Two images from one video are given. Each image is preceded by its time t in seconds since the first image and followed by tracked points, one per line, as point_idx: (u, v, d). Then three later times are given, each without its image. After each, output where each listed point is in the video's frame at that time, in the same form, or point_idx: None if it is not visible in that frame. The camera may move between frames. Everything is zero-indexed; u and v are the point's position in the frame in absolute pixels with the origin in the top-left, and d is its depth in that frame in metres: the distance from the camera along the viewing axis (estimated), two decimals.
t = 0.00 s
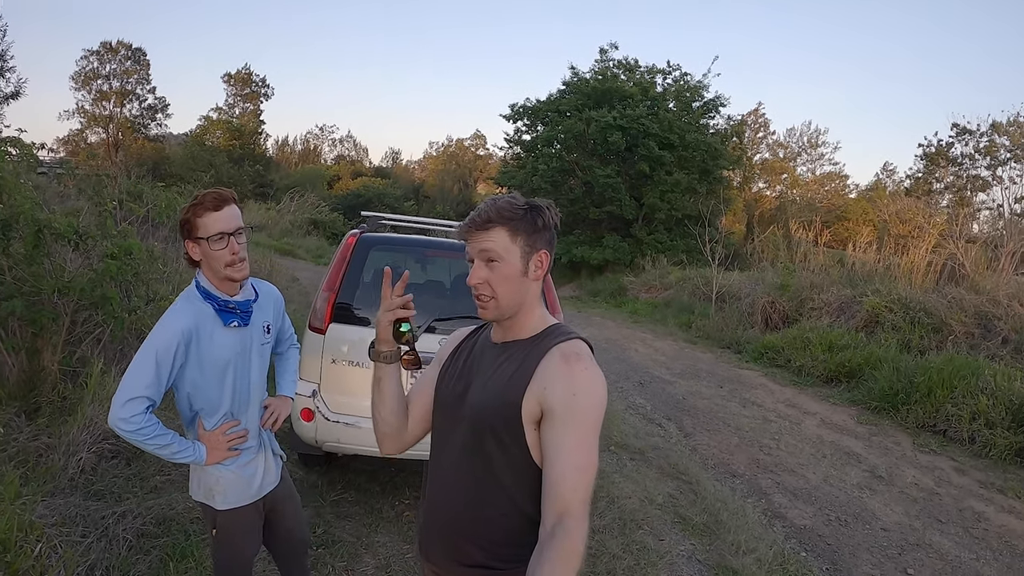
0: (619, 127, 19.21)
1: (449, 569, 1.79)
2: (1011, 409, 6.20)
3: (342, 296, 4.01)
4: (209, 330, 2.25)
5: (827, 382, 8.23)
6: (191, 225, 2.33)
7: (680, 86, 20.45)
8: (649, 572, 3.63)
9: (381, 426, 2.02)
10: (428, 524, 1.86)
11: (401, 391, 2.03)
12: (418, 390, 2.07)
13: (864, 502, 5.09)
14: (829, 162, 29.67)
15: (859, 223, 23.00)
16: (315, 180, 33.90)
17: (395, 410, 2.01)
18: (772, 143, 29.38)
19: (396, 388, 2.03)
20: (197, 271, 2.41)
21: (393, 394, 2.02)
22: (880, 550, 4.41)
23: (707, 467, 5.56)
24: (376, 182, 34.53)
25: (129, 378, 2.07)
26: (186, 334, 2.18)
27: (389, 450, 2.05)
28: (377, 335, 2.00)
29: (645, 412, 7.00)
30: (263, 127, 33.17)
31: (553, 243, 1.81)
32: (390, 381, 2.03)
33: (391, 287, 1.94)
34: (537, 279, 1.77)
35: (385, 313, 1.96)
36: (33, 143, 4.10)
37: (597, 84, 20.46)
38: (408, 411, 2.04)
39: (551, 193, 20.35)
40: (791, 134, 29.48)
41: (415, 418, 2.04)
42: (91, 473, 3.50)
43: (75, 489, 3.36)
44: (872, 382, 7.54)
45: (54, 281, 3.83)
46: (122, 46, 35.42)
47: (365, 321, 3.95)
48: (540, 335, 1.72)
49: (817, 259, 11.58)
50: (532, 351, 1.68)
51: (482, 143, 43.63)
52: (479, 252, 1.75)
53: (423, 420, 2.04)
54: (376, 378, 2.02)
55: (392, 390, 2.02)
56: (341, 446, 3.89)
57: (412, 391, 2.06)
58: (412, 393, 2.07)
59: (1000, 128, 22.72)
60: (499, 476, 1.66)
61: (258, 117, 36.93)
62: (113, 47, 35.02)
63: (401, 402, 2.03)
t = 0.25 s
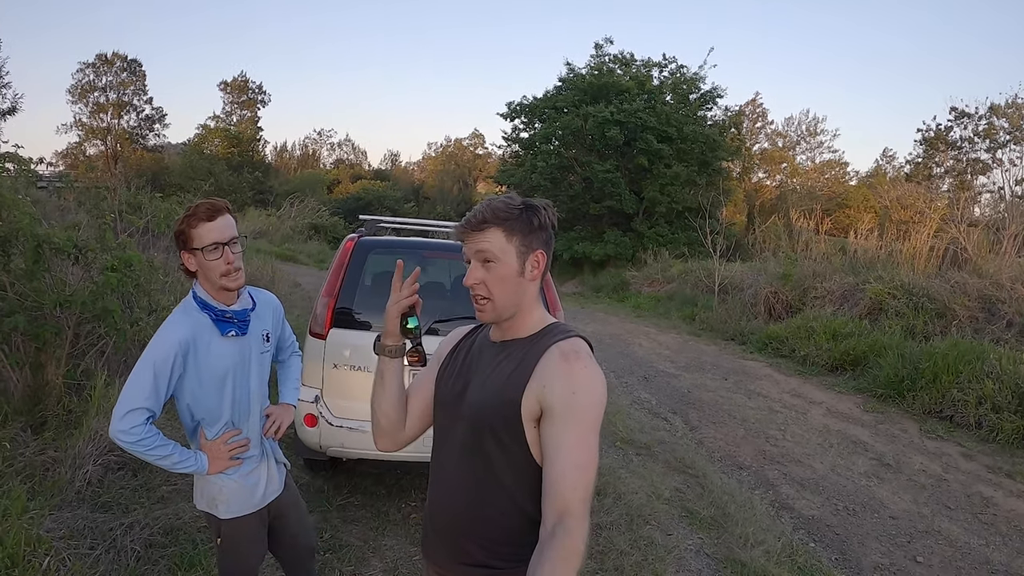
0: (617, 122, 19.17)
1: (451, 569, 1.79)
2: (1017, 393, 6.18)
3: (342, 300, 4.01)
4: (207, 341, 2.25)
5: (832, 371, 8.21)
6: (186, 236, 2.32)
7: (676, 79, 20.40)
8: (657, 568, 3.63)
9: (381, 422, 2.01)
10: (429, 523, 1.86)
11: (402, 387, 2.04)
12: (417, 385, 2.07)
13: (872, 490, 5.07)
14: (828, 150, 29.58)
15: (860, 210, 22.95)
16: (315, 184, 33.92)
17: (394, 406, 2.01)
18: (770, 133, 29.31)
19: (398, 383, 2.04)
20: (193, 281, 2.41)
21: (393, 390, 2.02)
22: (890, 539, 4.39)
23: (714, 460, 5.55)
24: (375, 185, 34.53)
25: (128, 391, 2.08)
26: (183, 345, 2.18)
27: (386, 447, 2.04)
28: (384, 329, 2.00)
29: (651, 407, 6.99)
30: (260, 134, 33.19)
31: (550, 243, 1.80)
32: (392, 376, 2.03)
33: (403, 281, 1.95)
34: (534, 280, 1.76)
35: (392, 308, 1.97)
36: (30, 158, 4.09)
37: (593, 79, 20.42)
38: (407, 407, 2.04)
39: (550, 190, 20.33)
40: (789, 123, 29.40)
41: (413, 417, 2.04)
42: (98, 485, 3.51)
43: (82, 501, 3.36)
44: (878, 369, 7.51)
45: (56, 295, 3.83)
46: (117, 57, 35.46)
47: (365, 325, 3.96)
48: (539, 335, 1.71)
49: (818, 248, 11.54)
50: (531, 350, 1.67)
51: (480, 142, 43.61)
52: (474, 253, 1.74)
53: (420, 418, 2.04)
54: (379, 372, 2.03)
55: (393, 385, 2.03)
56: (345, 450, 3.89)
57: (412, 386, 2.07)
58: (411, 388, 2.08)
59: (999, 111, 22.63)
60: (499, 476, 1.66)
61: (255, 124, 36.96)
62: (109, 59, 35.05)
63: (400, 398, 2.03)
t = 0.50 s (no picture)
0: (623, 122, 19.15)
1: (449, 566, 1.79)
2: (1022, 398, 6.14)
3: (344, 297, 4.01)
4: (207, 334, 2.25)
5: (837, 374, 8.18)
6: (190, 230, 2.33)
7: (683, 80, 20.35)
8: (656, 569, 3.62)
9: (383, 420, 2.01)
10: (429, 522, 1.85)
11: (405, 383, 2.04)
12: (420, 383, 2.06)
13: (874, 494, 5.05)
14: (836, 152, 29.47)
15: (867, 213, 22.87)
16: (321, 182, 33.97)
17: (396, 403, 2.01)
18: (777, 134, 29.21)
19: (401, 381, 2.03)
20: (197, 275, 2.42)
21: (395, 386, 2.02)
22: (891, 543, 4.37)
23: (715, 462, 5.54)
24: (381, 183, 34.56)
25: (129, 382, 2.08)
26: (184, 338, 2.18)
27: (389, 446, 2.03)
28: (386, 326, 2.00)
29: (654, 408, 6.98)
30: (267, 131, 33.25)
31: (552, 240, 1.79)
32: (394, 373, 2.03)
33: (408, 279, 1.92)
34: (535, 276, 1.75)
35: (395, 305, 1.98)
36: (37, 152, 4.10)
37: (600, 79, 20.39)
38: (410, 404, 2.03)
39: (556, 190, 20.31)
40: (796, 125, 29.30)
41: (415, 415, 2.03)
42: (99, 478, 3.51)
43: (84, 494, 3.38)
44: (882, 373, 7.48)
45: (60, 289, 3.84)
46: (126, 53, 35.58)
47: (368, 322, 3.96)
48: (540, 333, 1.70)
49: (824, 250, 11.50)
50: (532, 348, 1.66)
51: (487, 141, 43.59)
52: (475, 249, 1.74)
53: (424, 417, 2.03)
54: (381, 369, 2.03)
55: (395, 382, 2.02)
56: (346, 447, 3.90)
57: (415, 383, 2.06)
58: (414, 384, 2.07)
59: (1008, 114, 22.49)
60: (498, 474, 1.65)
61: (262, 120, 37.03)
62: (118, 54, 35.17)
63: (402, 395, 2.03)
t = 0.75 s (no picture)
0: (620, 130, 19.23)
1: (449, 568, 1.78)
2: (1020, 402, 6.15)
3: (342, 304, 4.01)
4: (205, 338, 2.25)
5: (835, 380, 8.18)
6: (187, 234, 2.33)
7: (679, 88, 20.46)
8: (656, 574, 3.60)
9: (384, 423, 2.01)
10: (428, 525, 1.85)
11: (406, 387, 2.02)
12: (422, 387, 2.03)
13: (874, 499, 5.04)
14: (832, 160, 29.60)
15: (864, 220, 22.95)
16: (319, 190, 33.99)
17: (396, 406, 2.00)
18: (774, 142, 29.34)
19: (402, 385, 2.03)
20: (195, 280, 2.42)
21: (396, 390, 2.01)
22: (891, 547, 4.36)
23: (714, 468, 5.53)
24: (379, 192, 34.60)
25: (126, 386, 2.08)
26: (182, 342, 2.18)
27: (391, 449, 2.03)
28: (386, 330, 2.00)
29: (652, 415, 6.97)
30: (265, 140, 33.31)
31: (550, 243, 1.79)
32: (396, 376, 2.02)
33: (404, 284, 1.91)
34: (533, 279, 1.75)
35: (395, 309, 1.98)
36: (35, 159, 4.11)
37: (597, 88, 20.49)
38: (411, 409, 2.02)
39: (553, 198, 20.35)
40: (792, 133, 29.42)
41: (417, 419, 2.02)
42: (96, 485, 3.50)
43: (80, 500, 3.36)
44: (880, 378, 7.49)
45: (58, 295, 3.84)
46: (124, 63, 35.67)
47: (366, 328, 3.95)
48: (540, 335, 1.70)
49: (821, 256, 11.52)
50: (532, 350, 1.66)
51: (484, 149, 43.70)
52: (474, 253, 1.74)
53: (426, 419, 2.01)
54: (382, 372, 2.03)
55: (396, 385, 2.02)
56: (344, 454, 3.88)
57: (416, 388, 2.05)
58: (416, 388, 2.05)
59: (1003, 120, 22.62)
60: (498, 476, 1.65)
61: (260, 130, 37.11)
62: (115, 64, 35.26)
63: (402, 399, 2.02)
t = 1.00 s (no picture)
0: (619, 127, 19.21)
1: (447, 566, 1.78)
2: (1017, 402, 6.16)
3: (339, 299, 4.00)
4: (200, 333, 2.24)
5: (832, 379, 8.20)
6: (183, 230, 2.31)
7: (679, 85, 20.43)
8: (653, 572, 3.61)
9: (385, 425, 2.00)
10: (427, 523, 1.84)
11: (402, 389, 2.02)
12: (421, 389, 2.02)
13: (870, 498, 5.05)
14: (831, 158, 29.61)
15: (862, 219, 22.96)
16: (317, 185, 33.92)
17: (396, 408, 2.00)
18: (773, 140, 29.34)
19: (399, 388, 2.02)
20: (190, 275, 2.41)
21: (392, 393, 2.01)
22: (887, 547, 4.37)
23: (711, 466, 5.54)
24: (377, 188, 34.55)
25: (121, 382, 2.07)
26: (177, 337, 2.17)
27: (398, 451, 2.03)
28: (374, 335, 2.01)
29: (649, 412, 6.98)
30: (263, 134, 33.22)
31: (552, 240, 1.78)
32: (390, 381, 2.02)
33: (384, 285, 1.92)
34: (535, 277, 1.74)
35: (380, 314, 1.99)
36: (32, 153, 4.08)
37: (597, 85, 20.46)
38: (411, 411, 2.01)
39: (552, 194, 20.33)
40: (792, 131, 29.42)
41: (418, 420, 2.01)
42: (92, 480, 3.49)
43: (76, 496, 3.35)
44: (877, 377, 7.50)
45: (55, 290, 3.83)
46: (122, 55, 35.51)
47: (363, 324, 3.95)
48: (541, 333, 1.70)
49: (820, 255, 11.53)
50: (533, 349, 1.66)
51: (483, 145, 43.62)
52: (475, 250, 1.74)
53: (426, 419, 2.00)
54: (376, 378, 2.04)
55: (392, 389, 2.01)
56: (341, 450, 3.88)
57: (414, 389, 2.04)
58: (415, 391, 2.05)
59: (1002, 120, 22.63)
60: (497, 474, 1.65)
61: (258, 124, 37.00)
62: (114, 56, 35.11)
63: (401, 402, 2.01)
